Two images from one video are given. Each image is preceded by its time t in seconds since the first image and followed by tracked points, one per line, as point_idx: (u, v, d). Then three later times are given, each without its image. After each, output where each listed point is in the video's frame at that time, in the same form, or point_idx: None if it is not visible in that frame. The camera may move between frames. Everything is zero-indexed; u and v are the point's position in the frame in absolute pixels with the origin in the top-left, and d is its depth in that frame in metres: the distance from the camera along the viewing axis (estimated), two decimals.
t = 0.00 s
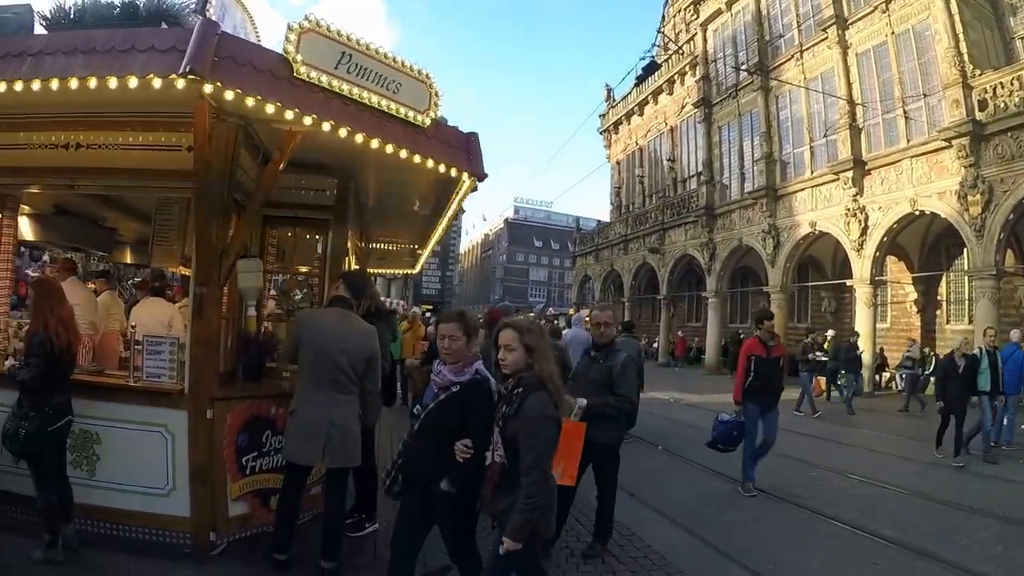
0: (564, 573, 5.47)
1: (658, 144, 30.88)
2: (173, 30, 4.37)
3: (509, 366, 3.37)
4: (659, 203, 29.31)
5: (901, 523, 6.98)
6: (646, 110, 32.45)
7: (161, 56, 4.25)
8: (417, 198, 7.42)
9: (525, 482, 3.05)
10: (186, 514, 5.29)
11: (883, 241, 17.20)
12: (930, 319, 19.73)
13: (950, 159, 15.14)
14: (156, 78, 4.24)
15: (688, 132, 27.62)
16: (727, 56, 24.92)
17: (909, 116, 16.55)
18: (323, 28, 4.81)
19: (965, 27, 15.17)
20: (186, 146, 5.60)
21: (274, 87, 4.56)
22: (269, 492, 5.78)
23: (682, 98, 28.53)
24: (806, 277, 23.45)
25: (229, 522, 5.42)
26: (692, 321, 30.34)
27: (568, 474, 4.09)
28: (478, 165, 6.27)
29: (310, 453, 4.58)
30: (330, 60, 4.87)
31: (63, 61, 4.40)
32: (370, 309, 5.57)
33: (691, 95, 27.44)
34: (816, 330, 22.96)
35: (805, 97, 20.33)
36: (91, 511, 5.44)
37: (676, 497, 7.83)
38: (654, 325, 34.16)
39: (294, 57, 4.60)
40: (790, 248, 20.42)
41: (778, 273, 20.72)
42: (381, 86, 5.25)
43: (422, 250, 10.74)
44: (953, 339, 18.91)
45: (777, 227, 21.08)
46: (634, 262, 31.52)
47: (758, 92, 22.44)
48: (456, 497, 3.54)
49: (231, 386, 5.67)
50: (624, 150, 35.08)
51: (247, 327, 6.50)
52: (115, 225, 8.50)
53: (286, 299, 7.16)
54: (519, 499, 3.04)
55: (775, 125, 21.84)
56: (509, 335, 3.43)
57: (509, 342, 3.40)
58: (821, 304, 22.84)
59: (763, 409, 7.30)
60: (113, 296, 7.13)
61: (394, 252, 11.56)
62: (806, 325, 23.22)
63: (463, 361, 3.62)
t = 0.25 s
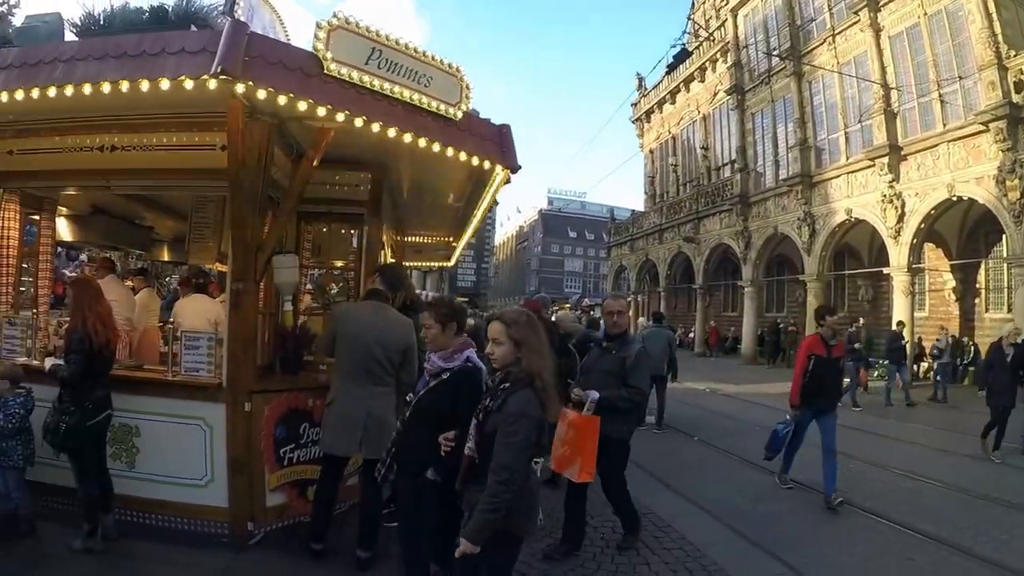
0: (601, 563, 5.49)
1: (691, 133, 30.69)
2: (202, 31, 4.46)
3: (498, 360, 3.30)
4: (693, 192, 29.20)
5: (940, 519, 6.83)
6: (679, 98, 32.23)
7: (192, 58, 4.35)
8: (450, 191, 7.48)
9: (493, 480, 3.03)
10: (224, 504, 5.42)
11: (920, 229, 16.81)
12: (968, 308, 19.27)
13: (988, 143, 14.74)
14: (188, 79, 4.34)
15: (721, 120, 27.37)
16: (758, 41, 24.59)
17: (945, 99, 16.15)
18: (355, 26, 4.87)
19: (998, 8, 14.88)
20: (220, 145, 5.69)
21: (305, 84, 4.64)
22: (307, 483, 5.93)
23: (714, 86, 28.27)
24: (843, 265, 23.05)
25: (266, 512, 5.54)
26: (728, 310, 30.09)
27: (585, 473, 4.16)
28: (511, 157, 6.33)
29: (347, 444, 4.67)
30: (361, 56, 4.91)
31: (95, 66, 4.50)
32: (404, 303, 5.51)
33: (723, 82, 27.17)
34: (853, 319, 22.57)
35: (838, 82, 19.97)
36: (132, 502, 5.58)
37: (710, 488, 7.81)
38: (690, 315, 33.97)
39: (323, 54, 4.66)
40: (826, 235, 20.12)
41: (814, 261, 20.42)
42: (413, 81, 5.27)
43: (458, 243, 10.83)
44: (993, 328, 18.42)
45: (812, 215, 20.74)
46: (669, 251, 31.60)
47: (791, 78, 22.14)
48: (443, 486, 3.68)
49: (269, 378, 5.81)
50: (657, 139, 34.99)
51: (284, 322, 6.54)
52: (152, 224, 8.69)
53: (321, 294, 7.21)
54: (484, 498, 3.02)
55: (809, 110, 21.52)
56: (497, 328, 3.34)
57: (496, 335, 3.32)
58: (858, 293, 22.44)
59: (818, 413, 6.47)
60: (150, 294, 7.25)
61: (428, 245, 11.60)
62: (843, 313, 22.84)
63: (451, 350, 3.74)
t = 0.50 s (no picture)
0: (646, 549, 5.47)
1: (733, 116, 30.19)
2: (242, 24, 4.50)
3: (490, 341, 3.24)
4: (736, 176, 28.81)
5: (989, 508, 6.57)
6: (720, 81, 31.69)
7: (233, 50, 4.39)
8: (493, 177, 7.42)
9: (489, 466, 2.99)
10: (271, 491, 5.51)
11: (967, 212, 16.20)
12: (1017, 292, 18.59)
13: None
14: (229, 71, 4.40)
15: (764, 103, 26.82)
16: (800, 22, 23.99)
17: (991, 78, 15.58)
18: (393, 15, 4.88)
19: None
20: (262, 137, 5.75)
21: (345, 73, 4.64)
22: (353, 469, 6.02)
23: (756, 68, 27.71)
24: (888, 249, 22.42)
25: (313, 499, 5.65)
26: (773, 295, 29.56)
27: (602, 459, 4.73)
28: (554, 142, 6.20)
29: (393, 430, 4.72)
30: (401, 44, 4.93)
31: (138, 61, 4.58)
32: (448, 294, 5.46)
33: (765, 64, 26.63)
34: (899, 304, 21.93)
35: (882, 63, 19.31)
36: (180, 490, 5.73)
37: (755, 474, 7.69)
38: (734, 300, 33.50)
39: (365, 43, 4.69)
40: (872, 219, 19.50)
41: (859, 246, 19.87)
42: (454, 68, 5.25)
43: (500, 230, 10.85)
44: None
45: (857, 197, 20.14)
46: (711, 237, 31.35)
47: (833, 59, 21.55)
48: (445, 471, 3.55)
49: (314, 366, 5.85)
50: (698, 123, 34.60)
51: (328, 311, 6.58)
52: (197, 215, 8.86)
53: (366, 283, 7.22)
54: (481, 485, 2.98)
55: (853, 92, 20.92)
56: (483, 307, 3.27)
57: (484, 315, 3.24)
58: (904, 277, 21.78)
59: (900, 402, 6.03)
60: (195, 286, 7.33)
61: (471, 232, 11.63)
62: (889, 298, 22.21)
63: (456, 331, 3.68)
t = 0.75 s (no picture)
0: (705, 529, 5.42)
1: (792, 91, 29.44)
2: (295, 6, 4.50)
3: (483, 317, 3.24)
4: (796, 152, 28.15)
5: None
6: (779, 55, 30.85)
7: (287, 33, 4.41)
8: (548, 155, 7.42)
9: (483, 452, 3.01)
10: (333, 466, 5.62)
11: None
12: None
13: None
14: (283, 54, 4.41)
15: (824, 77, 26.03)
16: None
17: None
18: None
19: None
20: (318, 118, 5.78)
21: (398, 53, 4.60)
22: (413, 445, 6.06)
23: (815, 41, 26.88)
24: (953, 227, 21.44)
25: (374, 475, 5.72)
26: (834, 275, 28.64)
27: (646, 448, 4.63)
28: (609, 120, 6.08)
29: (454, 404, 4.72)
30: (453, 22, 4.88)
31: (194, 47, 4.62)
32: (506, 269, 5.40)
33: (823, 37, 25.84)
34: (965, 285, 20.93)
35: (944, 34, 18.43)
36: (243, 465, 5.88)
37: (818, 456, 7.47)
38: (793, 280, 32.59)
39: (417, 22, 4.66)
40: (936, 197, 18.56)
41: (923, 224, 19.05)
42: (507, 46, 5.18)
43: (557, 207, 10.86)
44: None
45: (921, 173, 19.27)
46: (771, 215, 30.84)
47: (893, 31, 20.68)
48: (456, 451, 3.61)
49: (375, 343, 5.90)
50: (757, 99, 33.92)
51: (388, 289, 6.60)
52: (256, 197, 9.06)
53: (425, 261, 7.33)
54: (480, 475, 3.01)
55: (915, 65, 20.03)
56: (476, 285, 3.27)
57: (476, 291, 3.24)
58: (969, 257, 20.78)
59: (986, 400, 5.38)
60: (258, 268, 7.49)
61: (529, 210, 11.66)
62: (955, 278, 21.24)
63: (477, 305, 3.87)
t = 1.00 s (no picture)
0: (770, 508, 5.36)
1: (874, 58, 28.31)
2: None
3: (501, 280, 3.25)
4: (878, 122, 27.07)
5: None
6: (858, 21, 29.69)
7: (352, 15, 4.49)
8: (622, 125, 7.32)
9: (500, 413, 3.03)
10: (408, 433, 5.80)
11: None
12: None
13: None
14: (348, 35, 4.51)
15: (905, 42, 24.94)
16: None
17: None
18: None
19: None
20: (389, 95, 5.90)
21: (461, 29, 4.65)
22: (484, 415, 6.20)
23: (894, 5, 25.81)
24: None
25: (446, 443, 5.88)
26: (916, 253, 27.18)
27: (685, 428, 4.44)
28: (680, 88, 5.94)
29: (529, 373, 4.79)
30: None
31: (262, 32, 4.80)
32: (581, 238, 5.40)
33: (903, 1, 24.80)
34: None
35: None
36: (319, 430, 6.12)
37: (893, 440, 7.22)
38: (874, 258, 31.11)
39: None
40: None
41: (1012, 198, 17.89)
42: (573, 16, 5.11)
43: (633, 178, 10.80)
44: None
45: (1008, 145, 18.06)
46: (853, 188, 29.89)
47: None
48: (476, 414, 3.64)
49: (450, 314, 6.05)
50: (836, 67, 32.88)
51: (463, 261, 6.68)
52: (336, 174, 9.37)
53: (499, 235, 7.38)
54: (496, 435, 3.03)
55: (1001, 30, 18.84)
56: (494, 248, 3.28)
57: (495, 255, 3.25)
58: None
59: None
60: (336, 243, 7.83)
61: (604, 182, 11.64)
62: None
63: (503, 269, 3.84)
